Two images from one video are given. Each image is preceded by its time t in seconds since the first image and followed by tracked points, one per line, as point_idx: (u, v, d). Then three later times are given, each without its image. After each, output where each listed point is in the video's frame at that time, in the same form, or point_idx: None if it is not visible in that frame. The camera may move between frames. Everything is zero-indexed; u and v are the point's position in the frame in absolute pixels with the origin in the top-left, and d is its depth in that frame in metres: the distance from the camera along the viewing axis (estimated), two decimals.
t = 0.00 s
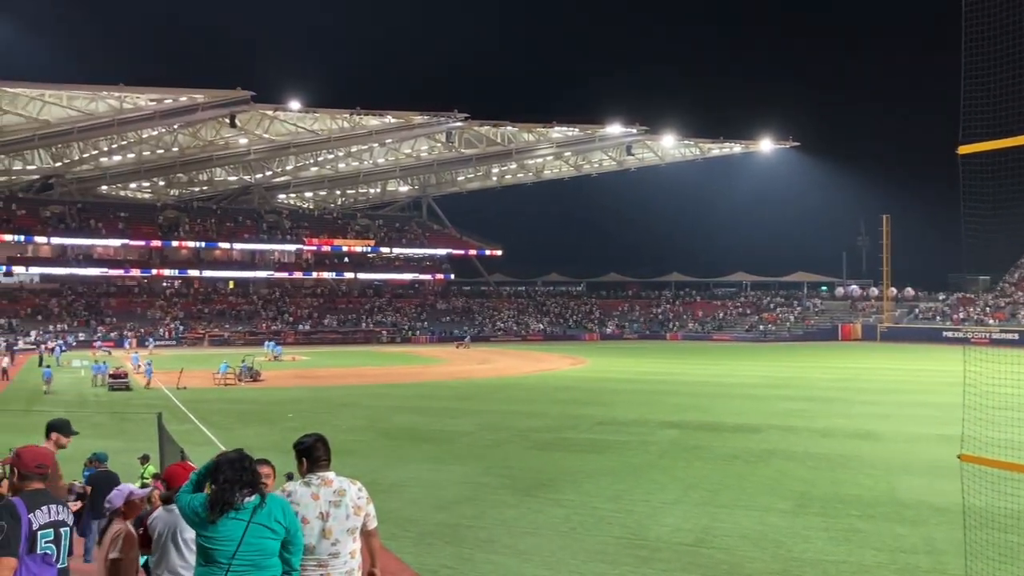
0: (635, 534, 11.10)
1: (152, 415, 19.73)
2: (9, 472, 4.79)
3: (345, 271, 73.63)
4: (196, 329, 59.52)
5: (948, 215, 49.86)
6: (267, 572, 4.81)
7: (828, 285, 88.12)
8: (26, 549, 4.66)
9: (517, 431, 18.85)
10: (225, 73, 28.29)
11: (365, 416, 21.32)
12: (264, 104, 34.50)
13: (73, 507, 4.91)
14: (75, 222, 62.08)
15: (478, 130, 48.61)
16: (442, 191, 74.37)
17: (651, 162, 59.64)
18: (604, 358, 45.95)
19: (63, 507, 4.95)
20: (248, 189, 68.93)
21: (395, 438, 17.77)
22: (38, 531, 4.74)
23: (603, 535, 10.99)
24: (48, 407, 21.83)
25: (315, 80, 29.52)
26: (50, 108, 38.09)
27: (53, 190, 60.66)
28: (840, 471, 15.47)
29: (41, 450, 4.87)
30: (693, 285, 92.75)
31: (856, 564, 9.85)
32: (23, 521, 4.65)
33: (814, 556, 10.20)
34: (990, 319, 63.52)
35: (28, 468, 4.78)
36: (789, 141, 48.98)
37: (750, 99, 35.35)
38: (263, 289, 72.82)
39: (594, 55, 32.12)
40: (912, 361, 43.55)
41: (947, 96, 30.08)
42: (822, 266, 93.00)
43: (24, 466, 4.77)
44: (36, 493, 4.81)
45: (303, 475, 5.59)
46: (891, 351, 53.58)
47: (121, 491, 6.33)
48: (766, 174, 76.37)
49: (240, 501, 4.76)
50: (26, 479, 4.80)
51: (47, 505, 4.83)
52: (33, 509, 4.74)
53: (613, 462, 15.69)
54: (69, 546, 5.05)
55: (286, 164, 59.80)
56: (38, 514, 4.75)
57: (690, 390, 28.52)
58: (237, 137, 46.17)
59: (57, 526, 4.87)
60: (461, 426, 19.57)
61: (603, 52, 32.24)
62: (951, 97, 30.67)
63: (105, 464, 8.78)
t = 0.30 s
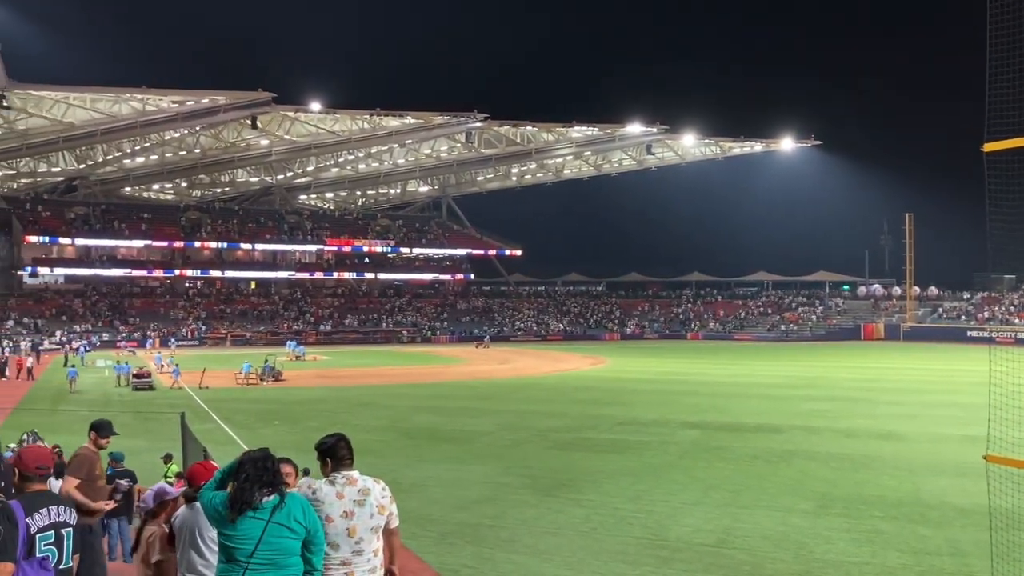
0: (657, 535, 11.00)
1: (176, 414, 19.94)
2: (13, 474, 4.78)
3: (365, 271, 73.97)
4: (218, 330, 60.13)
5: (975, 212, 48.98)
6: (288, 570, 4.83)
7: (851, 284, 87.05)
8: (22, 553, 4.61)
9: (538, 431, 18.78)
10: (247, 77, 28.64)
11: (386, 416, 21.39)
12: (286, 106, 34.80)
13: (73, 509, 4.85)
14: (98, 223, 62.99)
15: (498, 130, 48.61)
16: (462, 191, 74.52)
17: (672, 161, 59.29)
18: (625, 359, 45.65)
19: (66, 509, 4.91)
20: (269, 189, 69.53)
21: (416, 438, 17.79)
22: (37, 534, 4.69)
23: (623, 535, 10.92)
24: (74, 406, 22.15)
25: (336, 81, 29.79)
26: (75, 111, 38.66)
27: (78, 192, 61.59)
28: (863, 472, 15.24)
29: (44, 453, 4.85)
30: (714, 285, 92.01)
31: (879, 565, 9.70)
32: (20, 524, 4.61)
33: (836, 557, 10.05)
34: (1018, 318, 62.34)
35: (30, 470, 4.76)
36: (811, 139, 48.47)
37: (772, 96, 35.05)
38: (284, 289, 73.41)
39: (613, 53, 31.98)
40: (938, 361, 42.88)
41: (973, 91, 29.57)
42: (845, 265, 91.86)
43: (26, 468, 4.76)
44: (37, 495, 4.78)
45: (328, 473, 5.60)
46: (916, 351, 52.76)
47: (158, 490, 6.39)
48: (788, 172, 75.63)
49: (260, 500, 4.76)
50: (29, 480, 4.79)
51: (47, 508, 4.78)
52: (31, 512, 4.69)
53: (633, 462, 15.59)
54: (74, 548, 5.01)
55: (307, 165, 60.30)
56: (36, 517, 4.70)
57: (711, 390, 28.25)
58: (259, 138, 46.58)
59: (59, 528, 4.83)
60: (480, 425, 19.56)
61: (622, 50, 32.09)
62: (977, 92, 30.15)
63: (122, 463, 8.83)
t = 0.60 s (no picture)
0: (680, 535, 10.90)
1: (200, 414, 20.14)
2: (21, 476, 4.81)
3: (387, 271, 74.19)
4: (241, 330, 60.72)
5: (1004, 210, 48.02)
6: (311, 568, 4.84)
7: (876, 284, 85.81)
8: (22, 557, 4.61)
9: (559, 431, 18.70)
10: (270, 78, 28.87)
11: (407, 416, 21.43)
12: (308, 107, 35.05)
13: (79, 507, 4.87)
14: (123, 224, 63.88)
15: (519, 130, 48.51)
16: (483, 191, 74.57)
17: (694, 160, 58.82)
18: (647, 359, 45.32)
19: (73, 507, 4.94)
20: (292, 190, 70.02)
21: (436, 438, 17.81)
22: (40, 535, 4.70)
23: (645, 535, 10.83)
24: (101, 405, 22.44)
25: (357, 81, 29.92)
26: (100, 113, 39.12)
27: (104, 193, 62.46)
28: (888, 473, 14.97)
29: (50, 452, 4.85)
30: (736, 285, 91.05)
31: (905, 567, 9.51)
32: (22, 526, 4.62)
33: (861, 558, 9.88)
34: None
35: (35, 470, 4.78)
36: (835, 137, 47.87)
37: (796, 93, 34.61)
38: (306, 289, 73.92)
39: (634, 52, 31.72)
40: (967, 361, 42.09)
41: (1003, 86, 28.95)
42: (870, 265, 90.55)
43: (32, 468, 4.77)
44: (44, 494, 4.81)
45: (352, 473, 5.62)
46: (943, 351, 51.82)
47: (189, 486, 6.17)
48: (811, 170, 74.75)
49: (284, 499, 4.77)
50: (35, 481, 4.80)
51: (51, 508, 4.80)
52: (32, 514, 4.69)
53: (654, 462, 15.45)
54: (84, 547, 5.01)
55: (329, 165, 60.70)
56: (39, 519, 4.71)
57: (733, 390, 27.96)
58: (282, 138, 46.94)
59: (65, 527, 4.85)
60: (501, 425, 19.53)
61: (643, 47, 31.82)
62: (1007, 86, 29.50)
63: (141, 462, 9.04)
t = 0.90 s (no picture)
0: (701, 537, 10.80)
1: (222, 414, 20.34)
2: (42, 475, 4.84)
3: (407, 273, 74.50)
4: (262, 331, 61.26)
5: None
6: (334, 567, 4.86)
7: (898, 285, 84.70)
8: (37, 557, 4.66)
9: (579, 433, 18.61)
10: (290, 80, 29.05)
11: (427, 416, 21.45)
12: (328, 108, 35.25)
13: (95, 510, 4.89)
14: (146, 226, 64.71)
15: (538, 131, 48.43)
16: (502, 193, 74.60)
17: (714, 161, 58.38)
18: (668, 360, 45.02)
19: (91, 507, 4.96)
20: (312, 192, 70.57)
21: (456, 438, 17.83)
22: (57, 535, 4.75)
23: (666, 538, 10.74)
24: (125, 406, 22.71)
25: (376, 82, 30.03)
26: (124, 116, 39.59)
27: (128, 195, 63.34)
28: (911, 475, 14.72)
29: (71, 453, 4.86)
30: (758, 286, 90.24)
31: (928, 570, 9.35)
32: (39, 526, 4.67)
33: (884, 561, 9.73)
34: None
35: (56, 470, 4.79)
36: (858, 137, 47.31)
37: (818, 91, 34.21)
38: (327, 290, 74.37)
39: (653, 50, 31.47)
40: (994, 362, 41.37)
41: None
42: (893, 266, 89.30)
43: (52, 467, 4.78)
44: (62, 494, 4.83)
45: (370, 473, 5.63)
46: (968, 352, 50.92)
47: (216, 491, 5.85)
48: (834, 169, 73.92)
49: (305, 499, 4.77)
50: (55, 481, 4.83)
51: (68, 508, 4.83)
52: (49, 515, 4.73)
53: (674, 464, 15.34)
54: (102, 548, 5.06)
55: (349, 167, 61.04)
56: (56, 519, 4.74)
57: (754, 392, 27.66)
58: (302, 141, 47.31)
59: (82, 527, 4.89)
60: (520, 426, 19.51)
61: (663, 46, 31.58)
62: None
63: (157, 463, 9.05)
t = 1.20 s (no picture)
0: (721, 540, 10.68)
1: (242, 415, 20.50)
2: (75, 474, 4.92)
3: (425, 275, 74.70)
4: (282, 333, 61.70)
5: None
6: (355, 568, 4.85)
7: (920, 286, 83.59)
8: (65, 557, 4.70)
9: (598, 435, 18.53)
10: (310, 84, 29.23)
11: (446, 418, 21.47)
12: (347, 112, 35.42)
13: (122, 512, 4.91)
14: (167, 229, 65.42)
15: (557, 133, 48.30)
16: (521, 195, 74.62)
17: (733, 162, 57.97)
18: (688, 362, 44.74)
19: (119, 510, 4.98)
20: (331, 195, 70.99)
21: (474, 441, 17.81)
22: (84, 535, 4.80)
23: (685, 540, 10.64)
24: (147, 407, 22.94)
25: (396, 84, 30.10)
26: (145, 120, 40.02)
27: (149, 198, 64.12)
28: (934, 479, 14.48)
29: (103, 454, 4.94)
30: (778, 288, 89.34)
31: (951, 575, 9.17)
32: (68, 525, 4.74)
33: (906, 566, 9.56)
34: None
35: (87, 470, 4.87)
36: (879, 138, 46.74)
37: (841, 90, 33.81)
38: (346, 293, 74.76)
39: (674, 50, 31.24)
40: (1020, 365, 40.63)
41: None
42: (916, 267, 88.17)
43: (84, 466, 4.87)
44: (92, 494, 4.91)
45: (390, 475, 5.61)
46: (993, 354, 50.07)
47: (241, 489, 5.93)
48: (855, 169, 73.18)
49: (326, 501, 4.78)
50: (87, 480, 4.92)
51: (98, 509, 4.88)
52: (79, 514, 4.79)
53: (693, 467, 15.19)
54: (129, 550, 5.08)
55: (368, 170, 61.33)
56: (85, 519, 4.81)
57: (774, 394, 27.41)
58: (322, 144, 47.61)
59: (110, 529, 4.92)
60: (539, 428, 19.44)
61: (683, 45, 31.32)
62: None
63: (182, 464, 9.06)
